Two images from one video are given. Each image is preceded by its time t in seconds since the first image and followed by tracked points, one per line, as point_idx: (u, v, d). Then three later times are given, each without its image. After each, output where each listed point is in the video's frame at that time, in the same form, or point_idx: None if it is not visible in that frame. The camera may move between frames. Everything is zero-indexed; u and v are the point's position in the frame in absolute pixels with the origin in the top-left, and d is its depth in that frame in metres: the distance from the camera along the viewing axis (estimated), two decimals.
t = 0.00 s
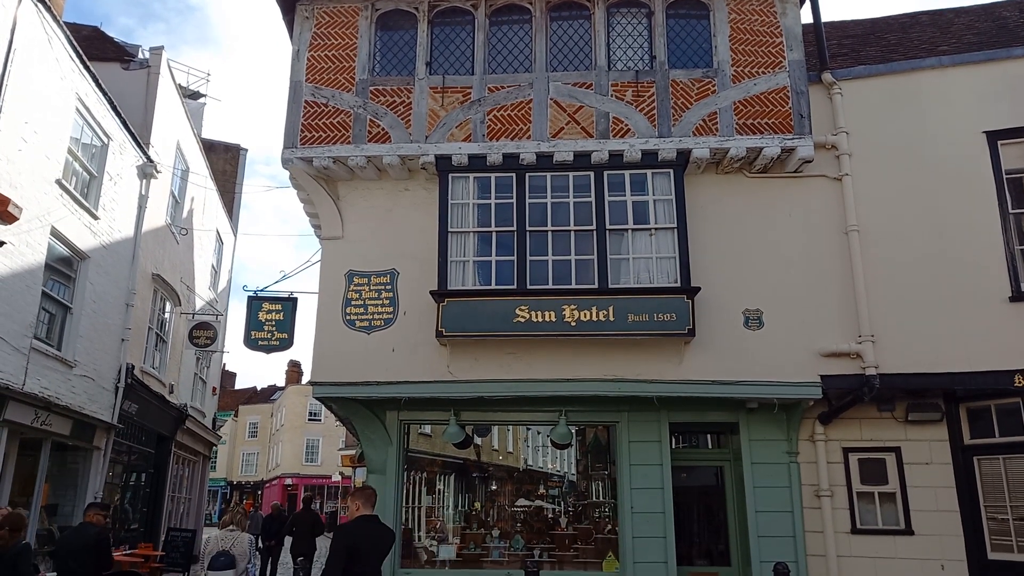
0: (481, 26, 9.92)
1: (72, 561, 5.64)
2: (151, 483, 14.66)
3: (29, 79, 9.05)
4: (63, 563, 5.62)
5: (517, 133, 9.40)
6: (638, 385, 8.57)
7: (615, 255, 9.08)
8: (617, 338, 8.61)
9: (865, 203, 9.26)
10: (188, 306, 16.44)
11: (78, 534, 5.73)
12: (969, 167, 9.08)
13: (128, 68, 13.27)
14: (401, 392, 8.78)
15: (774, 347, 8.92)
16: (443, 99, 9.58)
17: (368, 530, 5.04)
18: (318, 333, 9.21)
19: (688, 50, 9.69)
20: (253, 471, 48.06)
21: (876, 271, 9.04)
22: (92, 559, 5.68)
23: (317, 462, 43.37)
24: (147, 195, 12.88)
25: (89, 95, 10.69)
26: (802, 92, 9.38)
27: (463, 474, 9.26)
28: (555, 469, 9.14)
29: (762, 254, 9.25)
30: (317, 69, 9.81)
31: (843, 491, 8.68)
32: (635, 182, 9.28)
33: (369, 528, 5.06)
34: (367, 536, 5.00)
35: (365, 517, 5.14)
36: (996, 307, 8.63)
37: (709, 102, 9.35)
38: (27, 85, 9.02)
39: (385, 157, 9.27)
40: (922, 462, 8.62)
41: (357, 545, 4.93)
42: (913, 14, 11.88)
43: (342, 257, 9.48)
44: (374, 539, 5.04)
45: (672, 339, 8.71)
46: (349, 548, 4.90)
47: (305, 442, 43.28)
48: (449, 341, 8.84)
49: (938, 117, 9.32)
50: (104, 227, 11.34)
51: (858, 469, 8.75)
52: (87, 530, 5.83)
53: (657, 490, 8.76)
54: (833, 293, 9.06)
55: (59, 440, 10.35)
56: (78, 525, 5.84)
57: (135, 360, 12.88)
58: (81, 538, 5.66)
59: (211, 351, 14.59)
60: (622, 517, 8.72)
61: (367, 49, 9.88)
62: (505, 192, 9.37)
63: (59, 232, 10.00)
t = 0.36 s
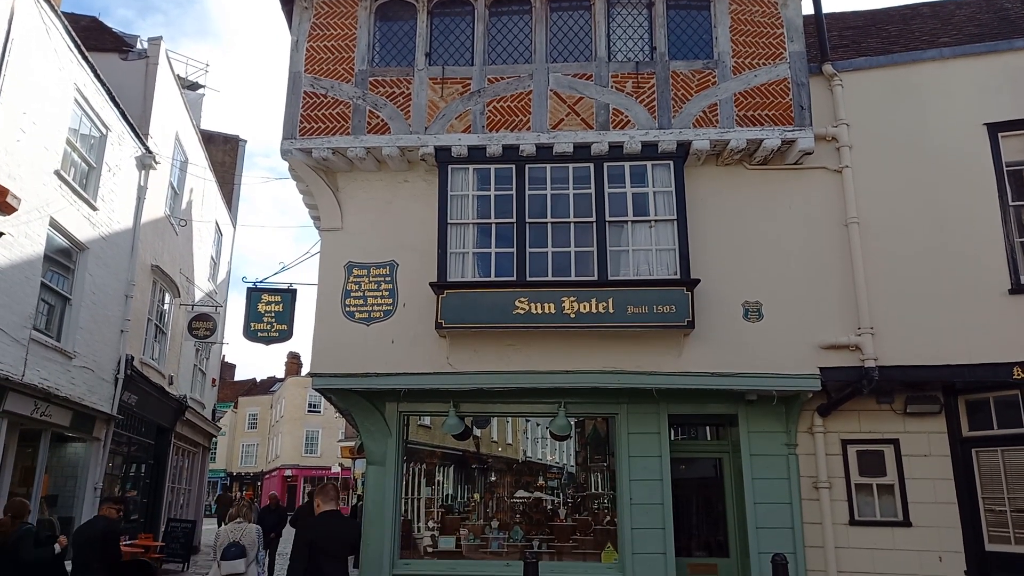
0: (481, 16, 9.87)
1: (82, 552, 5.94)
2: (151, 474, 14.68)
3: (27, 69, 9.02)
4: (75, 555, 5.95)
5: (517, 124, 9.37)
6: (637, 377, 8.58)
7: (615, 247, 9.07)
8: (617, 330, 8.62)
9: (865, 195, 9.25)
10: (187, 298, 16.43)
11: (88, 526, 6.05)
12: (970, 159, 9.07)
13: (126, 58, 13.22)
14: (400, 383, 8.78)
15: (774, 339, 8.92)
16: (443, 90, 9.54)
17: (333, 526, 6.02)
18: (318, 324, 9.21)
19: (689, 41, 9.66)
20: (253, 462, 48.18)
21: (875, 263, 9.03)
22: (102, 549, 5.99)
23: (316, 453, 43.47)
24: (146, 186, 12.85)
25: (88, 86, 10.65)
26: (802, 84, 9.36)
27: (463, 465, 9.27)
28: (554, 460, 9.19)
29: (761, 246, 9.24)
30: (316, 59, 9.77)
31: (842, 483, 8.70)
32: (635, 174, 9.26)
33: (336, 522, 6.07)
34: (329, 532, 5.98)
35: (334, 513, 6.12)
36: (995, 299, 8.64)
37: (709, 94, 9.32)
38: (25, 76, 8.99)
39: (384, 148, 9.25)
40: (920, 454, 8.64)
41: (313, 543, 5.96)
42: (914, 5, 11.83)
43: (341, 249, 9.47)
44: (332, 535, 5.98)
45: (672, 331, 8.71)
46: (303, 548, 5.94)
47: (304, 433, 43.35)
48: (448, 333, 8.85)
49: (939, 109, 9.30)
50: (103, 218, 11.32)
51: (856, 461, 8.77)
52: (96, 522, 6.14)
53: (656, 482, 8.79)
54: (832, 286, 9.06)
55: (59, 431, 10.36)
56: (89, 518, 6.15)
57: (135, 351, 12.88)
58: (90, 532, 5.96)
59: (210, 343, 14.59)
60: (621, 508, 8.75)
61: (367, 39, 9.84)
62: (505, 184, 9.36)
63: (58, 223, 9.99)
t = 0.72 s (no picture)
0: (477, 8, 9.83)
1: (99, 540, 6.68)
2: (145, 467, 14.67)
3: (20, 60, 8.97)
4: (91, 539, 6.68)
5: (513, 117, 9.35)
6: (632, 370, 8.59)
7: (610, 240, 9.07)
8: (612, 323, 8.62)
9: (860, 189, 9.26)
10: (181, 290, 16.38)
11: (106, 518, 6.76)
12: (965, 154, 9.08)
13: (120, 48, 13.15)
14: (395, 376, 8.78)
15: (768, 333, 8.94)
16: (439, 82, 9.51)
17: (304, 513, 6.12)
18: (313, 317, 9.20)
19: (685, 34, 9.64)
20: (248, 455, 48.15)
21: (871, 257, 9.05)
22: (116, 539, 6.75)
23: (312, 446, 43.46)
24: (141, 178, 12.78)
25: (82, 77, 10.59)
26: (799, 78, 9.36)
27: (457, 458, 9.27)
28: (548, 454, 9.14)
29: (756, 240, 9.25)
30: (311, 51, 9.73)
31: (835, 476, 8.74)
32: (631, 168, 9.26)
33: (304, 510, 6.18)
34: (298, 520, 6.07)
35: (304, 501, 6.23)
36: (989, 294, 8.67)
37: (706, 88, 9.31)
38: (18, 66, 8.93)
39: (379, 140, 9.22)
40: (913, 448, 8.68)
41: (278, 530, 6.05)
42: None
43: (336, 241, 9.45)
44: (298, 521, 6.06)
45: (667, 325, 8.73)
46: (267, 534, 6.06)
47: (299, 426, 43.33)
48: (443, 325, 8.84)
49: (935, 104, 9.30)
50: (97, 210, 11.27)
51: (850, 455, 8.81)
52: (115, 515, 6.85)
53: (650, 475, 8.81)
54: (827, 280, 9.08)
55: (53, 423, 10.34)
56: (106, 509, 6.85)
57: (129, 344, 12.85)
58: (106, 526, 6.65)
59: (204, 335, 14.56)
60: (615, 500, 8.79)
61: (362, 31, 9.80)
62: (500, 176, 9.34)
63: (51, 214, 9.94)
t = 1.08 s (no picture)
0: None
1: (116, 532, 7.21)
2: (148, 460, 14.71)
3: (20, 52, 8.95)
4: (109, 532, 7.20)
5: (514, 109, 9.33)
6: (633, 363, 8.59)
7: (612, 233, 9.06)
8: (613, 316, 8.62)
9: (862, 182, 9.23)
10: (183, 283, 16.38)
11: (121, 512, 7.27)
12: (968, 146, 9.05)
13: (119, 41, 13.12)
14: (396, 369, 8.79)
15: (769, 325, 8.94)
16: (439, 74, 9.48)
17: (302, 501, 6.55)
18: (315, 310, 9.20)
19: (687, 26, 9.60)
20: (250, 448, 48.25)
21: (872, 249, 9.03)
22: (131, 532, 7.27)
23: (313, 439, 43.54)
24: (141, 171, 12.77)
25: (82, 70, 10.58)
26: (801, 69, 9.32)
27: (459, 451, 9.28)
28: (550, 446, 9.18)
29: (757, 233, 9.23)
30: (311, 43, 9.69)
31: (836, 468, 8.76)
32: (632, 160, 9.24)
33: (303, 497, 6.61)
34: (296, 507, 6.50)
35: (302, 490, 6.69)
36: (990, 286, 8.66)
37: (707, 79, 9.28)
38: (18, 58, 8.90)
39: (380, 133, 9.20)
40: (914, 440, 8.69)
41: (278, 517, 6.48)
42: None
43: (337, 234, 9.44)
44: (297, 508, 6.49)
45: (668, 318, 8.72)
46: (268, 522, 6.48)
47: (301, 419, 43.39)
48: (445, 318, 8.84)
49: (938, 95, 9.27)
50: (98, 203, 11.27)
51: (851, 447, 8.82)
52: (128, 508, 7.34)
53: (651, 467, 8.82)
54: (828, 272, 9.07)
55: (56, 416, 10.38)
56: (120, 502, 7.36)
57: (131, 337, 12.86)
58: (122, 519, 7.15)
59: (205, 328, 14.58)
60: (616, 493, 8.80)
61: (362, 23, 9.76)
62: (502, 169, 9.32)
63: (52, 207, 9.94)
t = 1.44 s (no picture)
0: None
1: (127, 522, 7.22)
2: (152, 453, 14.74)
3: (22, 45, 8.93)
4: (119, 522, 7.20)
5: (517, 102, 9.30)
6: (636, 356, 8.59)
7: (615, 226, 9.05)
8: (616, 309, 8.62)
9: (866, 175, 9.20)
10: (186, 277, 16.41)
11: (130, 503, 7.28)
12: (973, 139, 9.01)
13: (122, 34, 13.11)
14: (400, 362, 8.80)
15: (773, 319, 8.92)
16: (442, 67, 9.47)
17: (300, 495, 6.54)
18: (318, 303, 9.20)
19: (690, 18, 9.56)
20: (254, 441, 48.39)
21: (876, 242, 9.01)
22: (140, 522, 7.26)
23: (317, 432, 43.66)
24: (144, 164, 12.76)
25: (85, 63, 10.57)
26: (805, 62, 9.28)
27: (462, 445, 9.30)
28: (553, 440, 9.19)
29: (761, 226, 9.21)
30: (314, 36, 9.67)
31: (839, 462, 8.75)
32: (636, 153, 9.22)
33: (302, 493, 6.60)
34: (294, 501, 6.50)
35: (301, 485, 6.69)
36: (995, 279, 8.64)
37: (711, 72, 9.25)
38: (20, 52, 8.90)
39: (383, 126, 9.19)
40: (917, 434, 8.68)
41: (278, 513, 6.50)
42: None
43: (340, 227, 9.43)
44: (295, 503, 6.49)
45: (671, 311, 8.72)
46: (270, 519, 6.51)
47: (304, 412, 43.49)
48: (448, 312, 8.84)
49: (943, 87, 9.23)
50: (101, 196, 11.27)
51: (854, 441, 8.82)
52: (136, 499, 7.36)
53: (655, 460, 8.83)
54: (832, 265, 9.05)
55: (60, 409, 10.41)
56: (128, 494, 7.36)
57: (134, 330, 12.89)
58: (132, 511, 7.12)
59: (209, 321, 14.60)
60: (619, 486, 8.81)
61: (365, 15, 9.72)
62: (505, 162, 9.31)
63: (55, 201, 9.94)
